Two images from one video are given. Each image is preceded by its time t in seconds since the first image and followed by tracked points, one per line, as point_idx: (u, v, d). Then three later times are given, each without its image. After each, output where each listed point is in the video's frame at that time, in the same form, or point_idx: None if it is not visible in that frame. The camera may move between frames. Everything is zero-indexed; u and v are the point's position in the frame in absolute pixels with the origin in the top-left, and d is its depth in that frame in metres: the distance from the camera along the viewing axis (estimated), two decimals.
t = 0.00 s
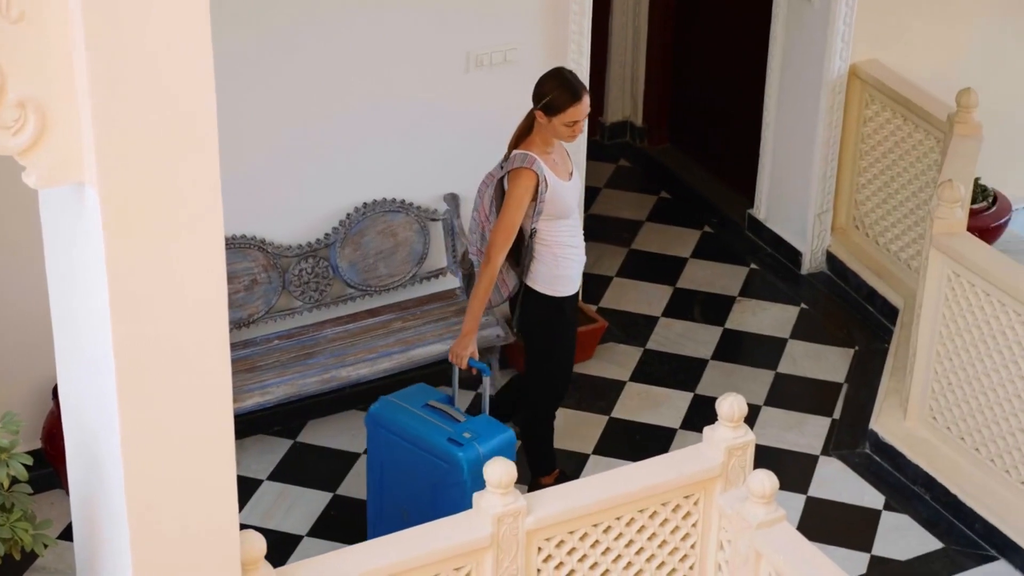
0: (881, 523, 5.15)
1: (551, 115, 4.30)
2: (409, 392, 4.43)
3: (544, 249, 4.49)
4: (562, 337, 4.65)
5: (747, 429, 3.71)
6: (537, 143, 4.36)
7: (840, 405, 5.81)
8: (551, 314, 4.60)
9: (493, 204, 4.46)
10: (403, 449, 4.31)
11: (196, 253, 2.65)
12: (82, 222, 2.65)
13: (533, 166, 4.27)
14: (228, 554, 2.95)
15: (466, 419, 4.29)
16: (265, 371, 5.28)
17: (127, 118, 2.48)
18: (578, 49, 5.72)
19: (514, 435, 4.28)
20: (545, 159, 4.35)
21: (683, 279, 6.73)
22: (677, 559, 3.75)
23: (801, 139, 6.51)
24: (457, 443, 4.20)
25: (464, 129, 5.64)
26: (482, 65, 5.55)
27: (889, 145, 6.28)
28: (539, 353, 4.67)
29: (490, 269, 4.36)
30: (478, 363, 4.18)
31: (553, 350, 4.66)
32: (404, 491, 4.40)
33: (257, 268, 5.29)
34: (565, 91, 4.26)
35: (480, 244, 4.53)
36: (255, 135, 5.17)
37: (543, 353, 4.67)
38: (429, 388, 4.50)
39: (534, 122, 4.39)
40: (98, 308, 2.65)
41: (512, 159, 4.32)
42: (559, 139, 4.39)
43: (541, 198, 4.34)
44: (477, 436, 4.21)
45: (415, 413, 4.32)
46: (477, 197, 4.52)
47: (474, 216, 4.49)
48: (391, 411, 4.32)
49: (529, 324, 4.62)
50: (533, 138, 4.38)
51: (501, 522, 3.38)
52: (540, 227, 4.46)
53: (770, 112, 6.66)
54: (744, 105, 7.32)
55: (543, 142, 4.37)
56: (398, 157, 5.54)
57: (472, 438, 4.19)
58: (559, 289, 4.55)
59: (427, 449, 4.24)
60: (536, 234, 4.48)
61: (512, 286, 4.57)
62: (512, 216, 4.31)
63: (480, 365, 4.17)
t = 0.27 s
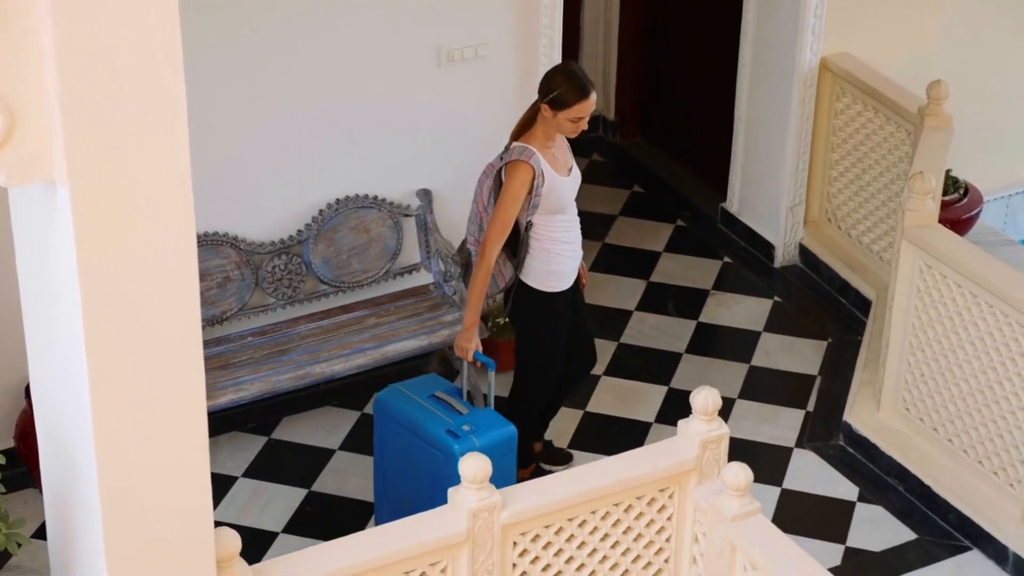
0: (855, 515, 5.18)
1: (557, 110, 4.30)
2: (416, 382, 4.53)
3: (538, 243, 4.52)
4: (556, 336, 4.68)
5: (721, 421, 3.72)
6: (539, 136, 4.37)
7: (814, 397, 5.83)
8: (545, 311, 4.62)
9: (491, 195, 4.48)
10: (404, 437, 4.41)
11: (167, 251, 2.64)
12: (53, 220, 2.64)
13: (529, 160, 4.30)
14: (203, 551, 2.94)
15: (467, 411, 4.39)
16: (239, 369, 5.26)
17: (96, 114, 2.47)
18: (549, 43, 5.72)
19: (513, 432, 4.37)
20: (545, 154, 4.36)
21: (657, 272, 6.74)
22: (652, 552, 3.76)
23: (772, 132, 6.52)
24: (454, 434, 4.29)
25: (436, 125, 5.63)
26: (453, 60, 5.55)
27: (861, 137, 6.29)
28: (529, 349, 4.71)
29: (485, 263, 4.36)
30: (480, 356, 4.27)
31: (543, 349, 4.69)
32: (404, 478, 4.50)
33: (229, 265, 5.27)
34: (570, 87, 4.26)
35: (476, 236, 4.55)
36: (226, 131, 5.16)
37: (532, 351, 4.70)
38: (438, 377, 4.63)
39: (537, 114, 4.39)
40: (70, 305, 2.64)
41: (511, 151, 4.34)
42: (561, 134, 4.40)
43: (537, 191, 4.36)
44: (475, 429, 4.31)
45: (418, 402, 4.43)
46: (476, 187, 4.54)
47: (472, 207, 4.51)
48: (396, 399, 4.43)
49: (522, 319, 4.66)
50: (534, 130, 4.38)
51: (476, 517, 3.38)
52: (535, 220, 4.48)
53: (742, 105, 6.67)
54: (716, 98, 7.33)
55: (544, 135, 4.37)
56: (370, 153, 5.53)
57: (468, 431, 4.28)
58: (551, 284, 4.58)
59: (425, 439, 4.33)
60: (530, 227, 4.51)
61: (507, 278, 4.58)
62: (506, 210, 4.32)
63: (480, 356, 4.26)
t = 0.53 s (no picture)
0: (839, 503, 5.19)
1: (568, 105, 4.30)
2: (435, 366, 4.55)
3: (539, 233, 4.55)
4: (553, 329, 4.70)
5: (704, 411, 3.72)
6: (546, 129, 4.37)
7: (797, 386, 5.84)
8: (545, 304, 4.65)
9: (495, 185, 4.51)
10: (416, 421, 4.43)
11: (148, 243, 2.63)
12: (33, 213, 2.63)
13: (532, 152, 4.32)
14: (186, 544, 2.93)
15: (481, 399, 4.40)
16: (222, 361, 5.25)
17: (74, 104, 2.46)
18: (530, 34, 5.71)
19: (525, 422, 4.35)
20: (550, 147, 4.37)
21: (640, 262, 6.74)
22: (636, 542, 3.76)
23: (754, 122, 6.53)
24: (464, 421, 4.30)
25: (418, 116, 5.62)
26: (434, 51, 5.53)
27: (843, 127, 6.30)
28: (526, 346, 4.70)
29: (489, 255, 4.38)
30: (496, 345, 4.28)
31: (541, 343, 4.70)
32: (416, 463, 4.52)
33: (211, 257, 5.27)
34: (583, 85, 4.25)
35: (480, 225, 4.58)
36: (207, 122, 5.14)
37: (529, 346, 4.70)
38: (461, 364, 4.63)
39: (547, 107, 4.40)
40: (51, 298, 2.63)
41: (516, 143, 4.36)
42: (570, 130, 4.40)
43: (539, 184, 4.38)
44: (484, 417, 4.32)
45: (433, 386, 4.45)
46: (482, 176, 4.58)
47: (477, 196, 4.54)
48: (411, 381, 4.45)
49: (521, 313, 4.67)
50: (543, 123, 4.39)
51: (460, 508, 3.38)
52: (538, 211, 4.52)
53: (724, 95, 6.67)
54: (699, 88, 7.33)
55: (553, 129, 4.38)
56: (352, 144, 5.52)
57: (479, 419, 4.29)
58: (548, 277, 4.60)
59: (434, 423, 4.35)
60: (533, 218, 4.54)
61: (508, 268, 4.62)
62: (507, 201, 4.35)
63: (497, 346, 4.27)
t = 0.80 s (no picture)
0: (817, 493, 5.21)
1: (571, 102, 4.30)
2: (446, 355, 4.55)
3: (540, 227, 4.54)
4: (553, 322, 4.68)
5: (681, 402, 3.72)
6: (550, 123, 4.37)
7: (774, 375, 5.86)
8: (545, 298, 4.63)
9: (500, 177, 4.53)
10: (426, 409, 4.43)
11: (123, 239, 2.62)
12: (7, 209, 2.61)
13: (533, 144, 4.32)
14: (163, 540, 2.92)
15: (490, 387, 4.38)
16: (199, 355, 5.24)
17: (48, 99, 2.44)
18: (506, 26, 5.70)
19: (533, 412, 4.31)
20: (553, 141, 4.37)
21: (617, 254, 6.74)
22: (615, 534, 3.76)
23: (730, 112, 6.54)
24: (470, 410, 4.29)
25: (394, 109, 5.61)
26: (410, 43, 5.53)
27: (818, 117, 6.32)
28: (523, 338, 4.69)
29: (490, 246, 4.40)
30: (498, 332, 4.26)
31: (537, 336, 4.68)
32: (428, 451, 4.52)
33: (187, 251, 5.26)
34: (587, 80, 4.26)
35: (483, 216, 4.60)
36: (183, 116, 5.13)
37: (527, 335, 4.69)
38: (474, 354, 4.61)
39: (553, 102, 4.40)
40: (25, 294, 2.62)
41: (519, 135, 4.37)
42: (575, 126, 4.40)
43: (539, 176, 4.38)
44: (491, 406, 4.29)
45: (443, 375, 4.45)
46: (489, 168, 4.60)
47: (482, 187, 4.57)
48: (421, 371, 4.45)
49: (521, 305, 4.66)
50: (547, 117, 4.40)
51: (438, 501, 3.38)
52: (540, 204, 4.52)
53: (700, 86, 6.67)
54: (675, 79, 7.33)
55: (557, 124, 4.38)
56: (328, 138, 5.51)
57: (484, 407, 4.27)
58: (546, 271, 4.59)
59: (442, 412, 4.35)
60: (536, 211, 4.54)
61: (510, 260, 4.64)
62: (506, 194, 4.36)
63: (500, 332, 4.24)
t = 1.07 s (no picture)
0: (787, 488, 5.22)
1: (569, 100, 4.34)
2: (450, 350, 4.65)
3: (543, 225, 4.59)
4: (554, 320, 4.75)
5: (652, 399, 3.73)
6: (550, 121, 4.41)
7: (744, 372, 5.87)
8: (546, 297, 4.69)
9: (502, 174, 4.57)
10: (429, 404, 4.54)
11: (92, 241, 2.60)
12: None
13: (533, 143, 4.36)
14: (133, 543, 2.91)
15: (492, 382, 4.48)
16: (168, 357, 5.22)
17: (17, 102, 2.43)
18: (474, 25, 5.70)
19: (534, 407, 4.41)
20: (553, 139, 4.41)
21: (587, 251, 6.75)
22: (587, 532, 3.76)
23: (698, 109, 6.54)
24: (473, 404, 4.39)
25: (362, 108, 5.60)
26: (378, 43, 5.52)
27: (786, 113, 6.33)
28: (525, 336, 4.76)
29: (488, 243, 4.43)
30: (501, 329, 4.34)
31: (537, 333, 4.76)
32: (432, 444, 4.62)
33: (155, 253, 5.24)
34: (585, 77, 4.29)
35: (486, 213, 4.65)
36: (152, 116, 5.11)
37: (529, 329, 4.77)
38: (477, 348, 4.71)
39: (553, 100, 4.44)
40: None
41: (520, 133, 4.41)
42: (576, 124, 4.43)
43: (539, 175, 4.42)
44: (492, 401, 4.39)
45: (445, 370, 4.55)
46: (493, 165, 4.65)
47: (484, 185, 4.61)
48: (425, 366, 4.56)
49: (523, 304, 4.72)
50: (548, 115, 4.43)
51: (410, 501, 3.37)
52: (542, 202, 4.56)
53: (668, 84, 6.67)
54: (643, 77, 7.34)
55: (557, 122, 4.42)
56: (296, 138, 5.49)
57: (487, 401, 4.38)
58: (550, 269, 4.64)
59: (446, 406, 4.45)
60: (538, 209, 4.58)
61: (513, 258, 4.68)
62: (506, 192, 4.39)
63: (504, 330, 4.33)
